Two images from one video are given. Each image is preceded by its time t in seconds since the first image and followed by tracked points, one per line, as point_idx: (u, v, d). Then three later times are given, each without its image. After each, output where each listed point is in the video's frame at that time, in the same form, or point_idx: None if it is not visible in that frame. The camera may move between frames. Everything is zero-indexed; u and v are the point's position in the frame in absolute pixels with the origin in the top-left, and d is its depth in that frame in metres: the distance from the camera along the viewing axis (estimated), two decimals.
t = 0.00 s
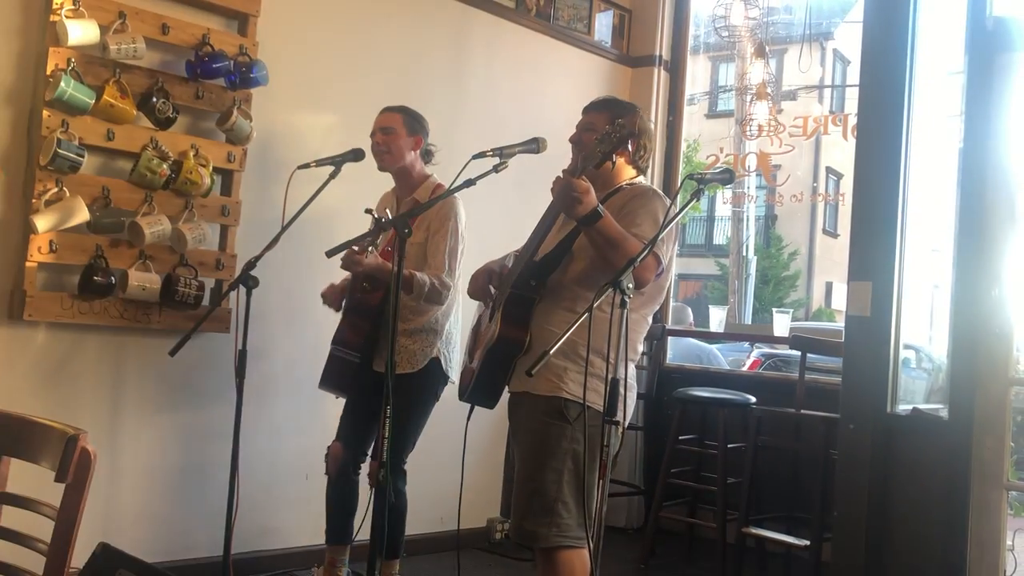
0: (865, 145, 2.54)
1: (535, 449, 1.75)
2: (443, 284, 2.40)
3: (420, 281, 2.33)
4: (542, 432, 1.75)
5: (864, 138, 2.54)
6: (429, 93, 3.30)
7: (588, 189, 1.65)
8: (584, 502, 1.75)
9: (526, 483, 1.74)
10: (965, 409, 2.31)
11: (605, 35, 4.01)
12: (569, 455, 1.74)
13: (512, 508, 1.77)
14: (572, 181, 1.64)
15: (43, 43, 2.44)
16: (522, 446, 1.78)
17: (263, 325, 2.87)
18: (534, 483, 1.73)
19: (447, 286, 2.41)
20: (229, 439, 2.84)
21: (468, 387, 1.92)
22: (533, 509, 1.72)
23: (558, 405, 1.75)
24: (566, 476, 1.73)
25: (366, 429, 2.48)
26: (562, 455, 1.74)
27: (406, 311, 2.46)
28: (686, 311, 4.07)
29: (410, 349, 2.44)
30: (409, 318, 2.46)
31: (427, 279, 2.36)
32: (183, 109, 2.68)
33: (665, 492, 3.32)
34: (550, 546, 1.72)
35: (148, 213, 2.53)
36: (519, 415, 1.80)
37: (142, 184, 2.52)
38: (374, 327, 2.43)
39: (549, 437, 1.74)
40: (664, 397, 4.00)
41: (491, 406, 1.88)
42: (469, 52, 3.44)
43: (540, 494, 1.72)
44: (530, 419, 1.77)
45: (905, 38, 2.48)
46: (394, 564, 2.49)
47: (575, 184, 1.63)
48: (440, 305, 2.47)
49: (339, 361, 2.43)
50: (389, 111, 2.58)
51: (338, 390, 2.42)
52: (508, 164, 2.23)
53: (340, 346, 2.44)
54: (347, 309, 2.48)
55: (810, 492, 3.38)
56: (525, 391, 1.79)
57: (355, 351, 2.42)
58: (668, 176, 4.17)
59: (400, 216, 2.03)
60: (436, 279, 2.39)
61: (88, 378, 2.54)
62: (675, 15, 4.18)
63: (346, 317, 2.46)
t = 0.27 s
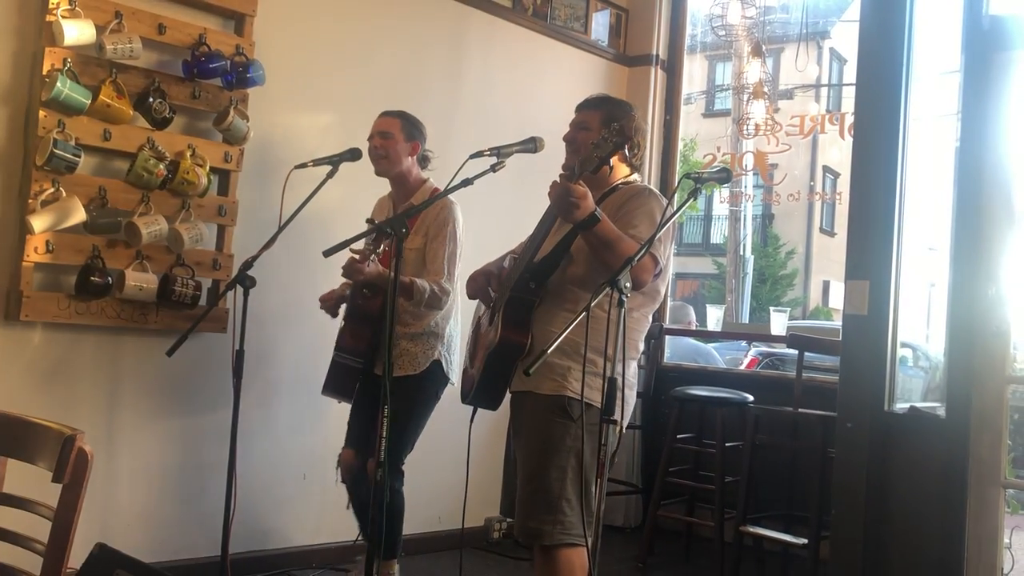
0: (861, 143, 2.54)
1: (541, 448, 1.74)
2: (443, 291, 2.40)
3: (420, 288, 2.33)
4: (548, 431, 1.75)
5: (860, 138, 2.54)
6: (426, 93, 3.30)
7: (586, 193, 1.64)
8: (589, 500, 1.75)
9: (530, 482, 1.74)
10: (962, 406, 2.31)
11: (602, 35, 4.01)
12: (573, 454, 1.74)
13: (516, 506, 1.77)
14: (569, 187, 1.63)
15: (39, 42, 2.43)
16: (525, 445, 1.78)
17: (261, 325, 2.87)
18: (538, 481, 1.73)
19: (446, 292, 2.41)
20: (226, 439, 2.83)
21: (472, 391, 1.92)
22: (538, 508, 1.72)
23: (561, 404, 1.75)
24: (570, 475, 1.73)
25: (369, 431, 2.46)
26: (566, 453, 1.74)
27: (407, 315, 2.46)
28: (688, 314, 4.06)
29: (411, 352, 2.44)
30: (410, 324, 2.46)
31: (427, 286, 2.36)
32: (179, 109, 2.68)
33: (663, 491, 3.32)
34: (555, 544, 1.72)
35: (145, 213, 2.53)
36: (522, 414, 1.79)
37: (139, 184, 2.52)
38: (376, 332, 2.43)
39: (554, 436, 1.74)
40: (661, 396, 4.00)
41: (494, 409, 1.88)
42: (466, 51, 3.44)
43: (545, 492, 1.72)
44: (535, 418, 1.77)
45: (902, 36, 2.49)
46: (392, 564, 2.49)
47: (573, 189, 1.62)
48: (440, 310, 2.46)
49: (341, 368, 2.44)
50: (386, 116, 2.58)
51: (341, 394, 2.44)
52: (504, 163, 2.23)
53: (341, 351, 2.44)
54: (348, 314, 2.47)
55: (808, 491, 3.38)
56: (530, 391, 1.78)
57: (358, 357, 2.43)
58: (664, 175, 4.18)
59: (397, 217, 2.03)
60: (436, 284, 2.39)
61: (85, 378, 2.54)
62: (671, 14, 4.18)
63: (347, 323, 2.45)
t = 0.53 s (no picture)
0: (858, 141, 2.54)
1: (544, 448, 1.75)
2: (444, 283, 2.40)
3: (422, 283, 2.33)
4: (551, 431, 1.75)
5: (858, 136, 2.55)
6: (423, 92, 3.30)
7: (586, 192, 1.64)
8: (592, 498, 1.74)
9: (534, 481, 1.74)
10: (958, 405, 2.32)
11: (599, 33, 4.02)
12: (576, 453, 1.75)
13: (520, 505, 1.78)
14: (569, 184, 1.62)
15: (35, 42, 2.43)
16: (528, 445, 1.78)
17: (259, 325, 2.87)
18: (540, 481, 1.74)
19: (447, 284, 2.42)
20: (224, 438, 2.83)
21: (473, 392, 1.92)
22: (542, 507, 1.72)
23: (564, 404, 1.76)
24: (576, 474, 1.74)
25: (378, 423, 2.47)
26: (569, 452, 1.74)
27: (409, 307, 2.47)
28: (687, 314, 4.04)
29: (417, 343, 2.44)
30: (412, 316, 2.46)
31: (428, 280, 2.37)
32: (176, 108, 2.68)
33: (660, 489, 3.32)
34: (560, 541, 1.72)
35: (141, 212, 2.53)
36: (524, 415, 1.80)
37: (135, 183, 2.52)
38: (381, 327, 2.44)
39: (557, 436, 1.75)
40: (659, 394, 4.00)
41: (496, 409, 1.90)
42: (463, 50, 3.44)
43: (550, 491, 1.72)
44: (537, 419, 1.77)
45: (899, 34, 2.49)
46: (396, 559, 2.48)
47: (573, 186, 1.62)
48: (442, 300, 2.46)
49: (351, 362, 2.43)
50: (381, 109, 2.58)
51: (356, 389, 2.42)
52: (501, 161, 2.22)
53: (348, 348, 2.44)
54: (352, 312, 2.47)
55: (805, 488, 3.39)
56: (532, 392, 1.79)
57: (367, 351, 2.43)
58: (661, 174, 4.18)
59: (393, 216, 2.03)
60: (438, 278, 2.39)
61: (81, 378, 2.54)
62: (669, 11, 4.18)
63: (352, 320, 2.44)
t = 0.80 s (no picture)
0: (857, 140, 2.57)
1: (543, 445, 1.75)
2: (443, 288, 2.40)
3: (423, 291, 2.33)
4: (550, 428, 1.75)
5: (856, 135, 2.57)
6: (421, 89, 3.30)
7: (585, 185, 1.64)
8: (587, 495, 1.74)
9: (531, 477, 1.75)
10: (954, 402, 2.32)
11: (596, 30, 4.02)
12: (574, 451, 1.75)
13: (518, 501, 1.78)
14: (569, 175, 1.63)
15: (32, 39, 2.42)
16: (526, 442, 1.78)
17: (258, 323, 2.87)
18: (537, 477, 1.74)
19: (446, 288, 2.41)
20: (223, 436, 2.83)
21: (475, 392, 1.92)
22: (539, 503, 1.73)
23: (564, 402, 1.76)
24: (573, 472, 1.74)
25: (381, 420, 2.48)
26: (567, 449, 1.74)
27: (409, 305, 2.45)
28: (683, 308, 4.05)
29: (420, 340, 2.44)
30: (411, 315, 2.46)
31: (428, 287, 2.36)
32: (174, 105, 2.67)
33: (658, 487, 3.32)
34: (557, 539, 1.73)
35: (139, 210, 2.52)
36: (524, 413, 1.80)
37: (133, 181, 2.51)
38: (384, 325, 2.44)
39: (556, 433, 1.75)
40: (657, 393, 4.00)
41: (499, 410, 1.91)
42: (461, 47, 3.44)
43: (546, 488, 1.73)
44: (536, 416, 1.77)
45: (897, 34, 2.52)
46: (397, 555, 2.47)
47: (571, 178, 1.62)
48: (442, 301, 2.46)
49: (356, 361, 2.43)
50: (375, 115, 2.54)
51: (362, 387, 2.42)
52: (499, 159, 2.22)
53: (354, 348, 2.44)
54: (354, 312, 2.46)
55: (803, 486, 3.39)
56: (532, 390, 1.78)
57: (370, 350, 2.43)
58: (659, 172, 4.17)
59: (393, 214, 2.02)
60: (436, 281, 2.39)
61: (79, 376, 2.54)
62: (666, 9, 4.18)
63: (357, 319, 2.44)
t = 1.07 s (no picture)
0: (857, 136, 2.55)
1: (543, 443, 1.75)
2: (433, 283, 2.39)
3: (414, 289, 2.32)
4: (550, 426, 1.75)
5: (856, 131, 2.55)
6: (420, 86, 3.30)
7: (578, 187, 1.64)
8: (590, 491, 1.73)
9: (535, 476, 1.75)
10: (954, 400, 2.32)
11: (596, 28, 4.02)
12: (576, 447, 1.75)
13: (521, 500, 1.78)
14: (561, 178, 1.63)
15: (31, 36, 2.42)
16: (528, 441, 1.78)
17: (257, 320, 2.87)
18: (540, 476, 1.74)
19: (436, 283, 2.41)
20: (221, 433, 2.83)
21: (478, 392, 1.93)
22: (544, 501, 1.73)
23: (563, 400, 1.76)
24: (577, 469, 1.74)
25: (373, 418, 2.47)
26: (567, 447, 1.74)
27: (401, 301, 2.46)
28: (682, 304, 4.05)
29: (410, 337, 2.45)
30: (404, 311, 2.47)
31: (420, 284, 2.35)
32: (173, 102, 2.67)
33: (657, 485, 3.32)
34: (561, 536, 1.73)
35: (138, 207, 2.52)
36: (524, 412, 1.80)
37: (132, 178, 2.51)
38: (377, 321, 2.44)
39: (557, 431, 1.75)
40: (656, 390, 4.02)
41: (503, 408, 1.91)
42: (461, 45, 3.44)
43: (551, 486, 1.73)
44: (536, 415, 1.77)
45: (897, 30, 2.51)
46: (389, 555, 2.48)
47: (563, 181, 1.63)
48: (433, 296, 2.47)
49: (350, 356, 2.44)
50: (374, 110, 2.54)
51: (356, 383, 2.44)
52: (498, 157, 2.22)
53: (349, 342, 2.43)
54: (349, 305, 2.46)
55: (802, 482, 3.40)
56: (533, 389, 1.78)
57: (367, 342, 2.43)
58: (659, 169, 4.17)
59: (391, 211, 2.02)
60: (427, 279, 2.39)
61: (78, 372, 2.54)
62: (666, 7, 4.18)
63: (352, 313, 2.44)
